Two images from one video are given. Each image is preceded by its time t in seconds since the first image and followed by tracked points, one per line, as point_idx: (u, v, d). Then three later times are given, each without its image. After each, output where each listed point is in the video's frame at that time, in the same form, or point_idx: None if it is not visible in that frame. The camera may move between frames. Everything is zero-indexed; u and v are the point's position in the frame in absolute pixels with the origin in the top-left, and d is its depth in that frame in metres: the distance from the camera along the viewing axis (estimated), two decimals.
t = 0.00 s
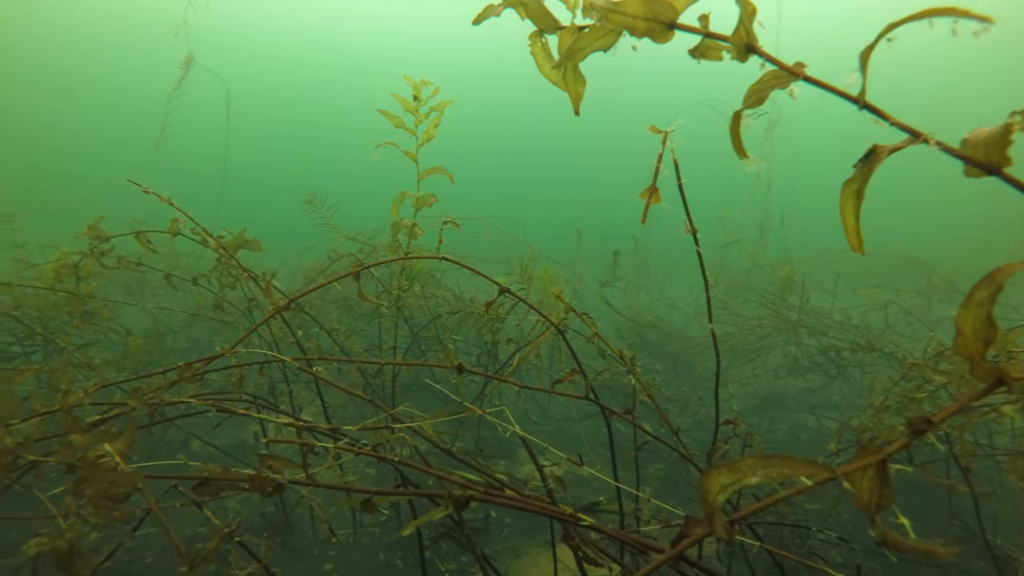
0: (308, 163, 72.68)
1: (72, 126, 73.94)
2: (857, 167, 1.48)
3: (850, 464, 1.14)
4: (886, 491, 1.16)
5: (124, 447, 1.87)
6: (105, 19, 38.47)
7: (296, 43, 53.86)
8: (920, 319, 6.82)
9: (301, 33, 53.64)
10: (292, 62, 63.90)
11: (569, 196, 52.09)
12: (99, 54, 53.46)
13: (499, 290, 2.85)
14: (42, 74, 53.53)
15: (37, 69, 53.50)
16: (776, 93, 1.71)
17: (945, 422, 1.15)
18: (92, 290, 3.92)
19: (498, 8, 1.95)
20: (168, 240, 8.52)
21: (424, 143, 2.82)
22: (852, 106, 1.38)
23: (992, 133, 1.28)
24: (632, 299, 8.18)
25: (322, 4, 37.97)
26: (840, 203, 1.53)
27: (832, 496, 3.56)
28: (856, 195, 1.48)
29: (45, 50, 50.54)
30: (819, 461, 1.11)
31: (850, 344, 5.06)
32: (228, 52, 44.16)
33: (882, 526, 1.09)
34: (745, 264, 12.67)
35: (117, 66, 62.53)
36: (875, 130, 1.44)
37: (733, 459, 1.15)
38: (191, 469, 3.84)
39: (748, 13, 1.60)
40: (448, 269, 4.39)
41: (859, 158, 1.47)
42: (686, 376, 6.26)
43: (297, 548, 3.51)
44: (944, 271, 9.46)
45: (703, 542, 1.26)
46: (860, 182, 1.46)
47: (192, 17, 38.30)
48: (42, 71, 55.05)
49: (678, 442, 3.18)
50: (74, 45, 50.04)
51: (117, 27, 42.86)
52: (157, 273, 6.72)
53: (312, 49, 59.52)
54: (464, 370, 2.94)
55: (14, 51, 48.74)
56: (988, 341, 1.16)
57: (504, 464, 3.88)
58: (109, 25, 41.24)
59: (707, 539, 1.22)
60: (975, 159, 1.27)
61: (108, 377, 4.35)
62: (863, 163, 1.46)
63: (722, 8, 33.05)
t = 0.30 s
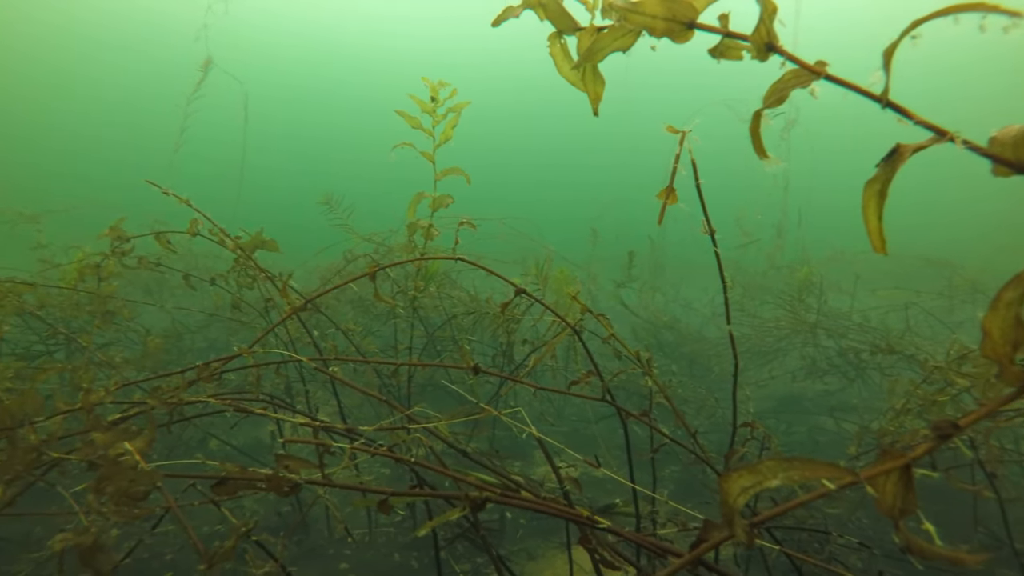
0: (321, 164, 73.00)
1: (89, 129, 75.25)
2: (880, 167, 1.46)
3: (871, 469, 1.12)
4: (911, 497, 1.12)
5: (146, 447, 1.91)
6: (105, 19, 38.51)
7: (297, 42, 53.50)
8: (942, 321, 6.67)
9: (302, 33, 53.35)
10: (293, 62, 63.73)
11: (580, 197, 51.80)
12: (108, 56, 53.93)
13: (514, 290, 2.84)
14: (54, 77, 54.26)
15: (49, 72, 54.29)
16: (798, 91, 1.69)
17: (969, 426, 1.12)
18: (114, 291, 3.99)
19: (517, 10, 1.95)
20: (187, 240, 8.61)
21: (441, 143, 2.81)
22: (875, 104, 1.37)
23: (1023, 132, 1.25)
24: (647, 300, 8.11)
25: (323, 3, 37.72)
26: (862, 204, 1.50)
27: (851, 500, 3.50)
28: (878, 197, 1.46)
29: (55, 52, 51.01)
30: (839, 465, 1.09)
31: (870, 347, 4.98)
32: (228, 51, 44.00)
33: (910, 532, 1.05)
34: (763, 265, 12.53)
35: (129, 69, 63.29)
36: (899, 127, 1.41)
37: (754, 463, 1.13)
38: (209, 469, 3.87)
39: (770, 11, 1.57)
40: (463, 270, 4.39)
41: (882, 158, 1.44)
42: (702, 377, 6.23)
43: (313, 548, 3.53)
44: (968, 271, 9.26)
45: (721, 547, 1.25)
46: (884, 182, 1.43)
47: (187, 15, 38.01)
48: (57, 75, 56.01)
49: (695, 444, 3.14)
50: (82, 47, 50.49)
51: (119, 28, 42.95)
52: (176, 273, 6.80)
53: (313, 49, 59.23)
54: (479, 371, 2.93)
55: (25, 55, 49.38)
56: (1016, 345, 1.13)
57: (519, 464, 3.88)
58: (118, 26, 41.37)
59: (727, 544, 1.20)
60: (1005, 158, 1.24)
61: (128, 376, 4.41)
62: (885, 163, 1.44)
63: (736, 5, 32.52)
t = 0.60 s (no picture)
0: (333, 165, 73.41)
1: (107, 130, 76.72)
2: (903, 166, 1.43)
3: (895, 473, 1.09)
4: (937, 501, 1.09)
5: (166, 445, 1.93)
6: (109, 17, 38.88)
7: (307, 43, 53.61)
8: (965, 324, 6.54)
9: (308, 32, 53.32)
10: (297, 61, 64.17)
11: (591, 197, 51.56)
12: (115, 56, 54.23)
13: (529, 291, 2.82)
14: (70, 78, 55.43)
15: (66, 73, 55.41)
16: (819, 90, 1.65)
17: (1000, 429, 1.08)
18: (134, 291, 4.04)
19: (537, 12, 1.94)
20: (205, 241, 8.70)
21: (458, 144, 2.81)
22: (899, 102, 1.33)
23: None
24: (663, 301, 8.05)
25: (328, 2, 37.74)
26: (885, 203, 1.47)
27: (871, 506, 3.45)
28: (901, 197, 1.42)
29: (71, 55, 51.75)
30: (864, 468, 1.07)
31: (890, 348, 4.90)
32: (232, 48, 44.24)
33: (934, 538, 1.02)
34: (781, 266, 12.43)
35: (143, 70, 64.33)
36: (924, 125, 1.38)
37: (774, 465, 1.11)
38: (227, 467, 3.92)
39: (791, 10, 1.55)
40: (478, 271, 4.38)
41: (906, 156, 1.41)
42: (719, 379, 6.17)
43: (329, 547, 3.55)
44: (992, 273, 9.06)
45: (742, 550, 1.22)
46: (907, 182, 1.40)
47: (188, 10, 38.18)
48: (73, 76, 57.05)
49: (713, 446, 3.10)
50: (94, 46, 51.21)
51: (126, 26, 43.46)
52: (195, 273, 6.89)
53: (322, 49, 59.29)
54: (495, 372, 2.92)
55: (35, 56, 50.09)
56: None
57: (534, 465, 3.88)
58: (131, 27, 41.78)
59: (746, 547, 1.17)
60: None
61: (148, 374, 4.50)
62: (910, 161, 1.41)
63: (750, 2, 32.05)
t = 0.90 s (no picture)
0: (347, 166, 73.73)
1: (126, 130, 78.11)
2: (926, 166, 1.41)
3: (921, 476, 1.05)
4: (962, 508, 1.06)
5: (182, 445, 1.94)
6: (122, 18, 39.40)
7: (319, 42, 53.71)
8: (988, 326, 6.42)
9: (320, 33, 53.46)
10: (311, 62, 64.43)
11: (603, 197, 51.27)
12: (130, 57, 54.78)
13: (545, 290, 2.81)
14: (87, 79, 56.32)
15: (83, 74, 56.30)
16: (840, 89, 1.63)
17: None
18: (152, 291, 4.09)
19: (555, 14, 1.94)
20: (223, 241, 8.80)
21: (476, 145, 2.81)
22: (922, 101, 1.31)
23: None
24: (679, 302, 8.00)
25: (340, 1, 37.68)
26: (909, 202, 1.43)
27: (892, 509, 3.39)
28: (925, 194, 1.40)
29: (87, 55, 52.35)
30: (892, 474, 1.04)
31: (909, 350, 4.83)
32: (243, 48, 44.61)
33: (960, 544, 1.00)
34: (798, 267, 12.31)
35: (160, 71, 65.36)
36: (948, 125, 1.35)
37: (795, 466, 1.10)
38: (244, 466, 3.97)
39: (810, 9, 1.53)
40: (495, 271, 4.39)
41: (928, 156, 1.39)
42: (735, 382, 6.13)
43: (347, 546, 3.57)
44: (1014, 274, 8.91)
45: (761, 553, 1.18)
46: (931, 181, 1.38)
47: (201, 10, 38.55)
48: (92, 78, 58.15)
49: (731, 449, 3.06)
50: (109, 47, 51.95)
51: (139, 26, 43.85)
52: (213, 272, 6.98)
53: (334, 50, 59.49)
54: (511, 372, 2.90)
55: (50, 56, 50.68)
56: None
57: (550, 466, 3.88)
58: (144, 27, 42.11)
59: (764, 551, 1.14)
60: None
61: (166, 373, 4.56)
62: (932, 160, 1.39)
63: None
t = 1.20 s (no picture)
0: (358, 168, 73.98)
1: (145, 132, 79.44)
2: (950, 164, 1.37)
3: (948, 482, 1.02)
4: (991, 513, 1.02)
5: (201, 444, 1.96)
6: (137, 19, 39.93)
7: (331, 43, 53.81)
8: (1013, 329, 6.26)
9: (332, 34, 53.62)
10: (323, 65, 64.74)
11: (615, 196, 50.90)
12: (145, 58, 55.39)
13: (560, 290, 2.79)
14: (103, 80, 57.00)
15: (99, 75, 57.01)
16: (860, 89, 1.60)
17: None
18: (171, 290, 4.14)
19: (574, 15, 1.93)
20: (240, 242, 8.90)
21: (492, 147, 2.81)
22: (947, 98, 1.27)
23: None
24: (694, 303, 7.93)
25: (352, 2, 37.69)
26: (930, 203, 1.41)
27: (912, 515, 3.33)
28: (949, 195, 1.37)
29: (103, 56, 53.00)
30: (913, 475, 1.01)
31: (930, 352, 4.75)
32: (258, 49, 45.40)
33: (987, 548, 0.97)
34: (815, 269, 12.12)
35: (179, 74, 66.69)
36: (974, 122, 1.32)
37: (817, 470, 1.07)
38: (260, 465, 4.01)
39: (831, 9, 1.52)
40: (509, 272, 4.39)
41: (954, 154, 1.36)
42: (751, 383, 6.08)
43: (362, 545, 3.59)
44: None
45: (781, 557, 1.16)
46: (954, 181, 1.35)
47: (218, 11, 39.35)
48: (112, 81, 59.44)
49: (747, 450, 3.02)
50: (128, 50, 53.14)
51: (152, 26, 44.14)
52: (230, 272, 7.06)
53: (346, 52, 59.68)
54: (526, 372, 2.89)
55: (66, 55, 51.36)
56: None
57: (564, 467, 3.87)
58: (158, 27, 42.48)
59: (783, 554, 1.12)
60: None
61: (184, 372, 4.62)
62: (958, 159, 1.35)
63: None
